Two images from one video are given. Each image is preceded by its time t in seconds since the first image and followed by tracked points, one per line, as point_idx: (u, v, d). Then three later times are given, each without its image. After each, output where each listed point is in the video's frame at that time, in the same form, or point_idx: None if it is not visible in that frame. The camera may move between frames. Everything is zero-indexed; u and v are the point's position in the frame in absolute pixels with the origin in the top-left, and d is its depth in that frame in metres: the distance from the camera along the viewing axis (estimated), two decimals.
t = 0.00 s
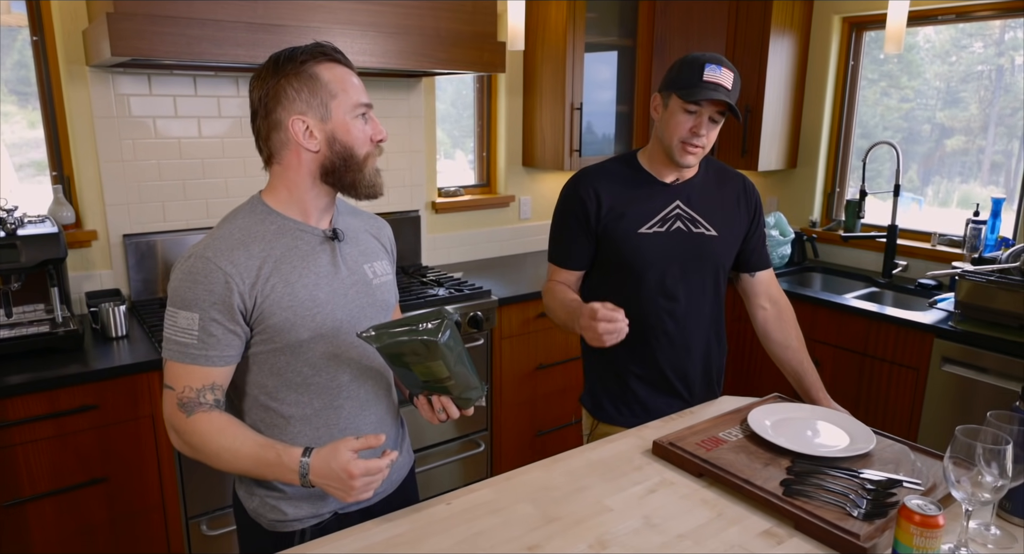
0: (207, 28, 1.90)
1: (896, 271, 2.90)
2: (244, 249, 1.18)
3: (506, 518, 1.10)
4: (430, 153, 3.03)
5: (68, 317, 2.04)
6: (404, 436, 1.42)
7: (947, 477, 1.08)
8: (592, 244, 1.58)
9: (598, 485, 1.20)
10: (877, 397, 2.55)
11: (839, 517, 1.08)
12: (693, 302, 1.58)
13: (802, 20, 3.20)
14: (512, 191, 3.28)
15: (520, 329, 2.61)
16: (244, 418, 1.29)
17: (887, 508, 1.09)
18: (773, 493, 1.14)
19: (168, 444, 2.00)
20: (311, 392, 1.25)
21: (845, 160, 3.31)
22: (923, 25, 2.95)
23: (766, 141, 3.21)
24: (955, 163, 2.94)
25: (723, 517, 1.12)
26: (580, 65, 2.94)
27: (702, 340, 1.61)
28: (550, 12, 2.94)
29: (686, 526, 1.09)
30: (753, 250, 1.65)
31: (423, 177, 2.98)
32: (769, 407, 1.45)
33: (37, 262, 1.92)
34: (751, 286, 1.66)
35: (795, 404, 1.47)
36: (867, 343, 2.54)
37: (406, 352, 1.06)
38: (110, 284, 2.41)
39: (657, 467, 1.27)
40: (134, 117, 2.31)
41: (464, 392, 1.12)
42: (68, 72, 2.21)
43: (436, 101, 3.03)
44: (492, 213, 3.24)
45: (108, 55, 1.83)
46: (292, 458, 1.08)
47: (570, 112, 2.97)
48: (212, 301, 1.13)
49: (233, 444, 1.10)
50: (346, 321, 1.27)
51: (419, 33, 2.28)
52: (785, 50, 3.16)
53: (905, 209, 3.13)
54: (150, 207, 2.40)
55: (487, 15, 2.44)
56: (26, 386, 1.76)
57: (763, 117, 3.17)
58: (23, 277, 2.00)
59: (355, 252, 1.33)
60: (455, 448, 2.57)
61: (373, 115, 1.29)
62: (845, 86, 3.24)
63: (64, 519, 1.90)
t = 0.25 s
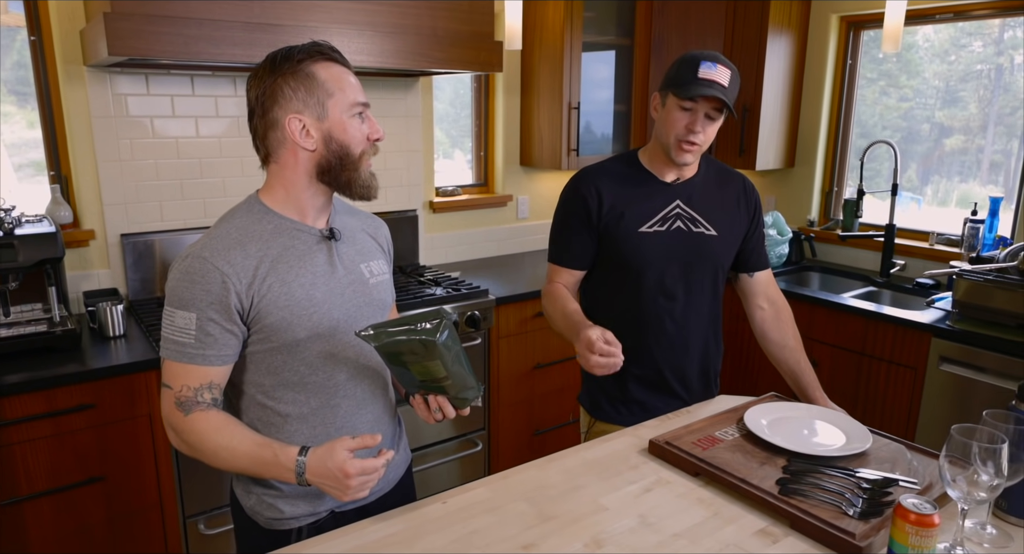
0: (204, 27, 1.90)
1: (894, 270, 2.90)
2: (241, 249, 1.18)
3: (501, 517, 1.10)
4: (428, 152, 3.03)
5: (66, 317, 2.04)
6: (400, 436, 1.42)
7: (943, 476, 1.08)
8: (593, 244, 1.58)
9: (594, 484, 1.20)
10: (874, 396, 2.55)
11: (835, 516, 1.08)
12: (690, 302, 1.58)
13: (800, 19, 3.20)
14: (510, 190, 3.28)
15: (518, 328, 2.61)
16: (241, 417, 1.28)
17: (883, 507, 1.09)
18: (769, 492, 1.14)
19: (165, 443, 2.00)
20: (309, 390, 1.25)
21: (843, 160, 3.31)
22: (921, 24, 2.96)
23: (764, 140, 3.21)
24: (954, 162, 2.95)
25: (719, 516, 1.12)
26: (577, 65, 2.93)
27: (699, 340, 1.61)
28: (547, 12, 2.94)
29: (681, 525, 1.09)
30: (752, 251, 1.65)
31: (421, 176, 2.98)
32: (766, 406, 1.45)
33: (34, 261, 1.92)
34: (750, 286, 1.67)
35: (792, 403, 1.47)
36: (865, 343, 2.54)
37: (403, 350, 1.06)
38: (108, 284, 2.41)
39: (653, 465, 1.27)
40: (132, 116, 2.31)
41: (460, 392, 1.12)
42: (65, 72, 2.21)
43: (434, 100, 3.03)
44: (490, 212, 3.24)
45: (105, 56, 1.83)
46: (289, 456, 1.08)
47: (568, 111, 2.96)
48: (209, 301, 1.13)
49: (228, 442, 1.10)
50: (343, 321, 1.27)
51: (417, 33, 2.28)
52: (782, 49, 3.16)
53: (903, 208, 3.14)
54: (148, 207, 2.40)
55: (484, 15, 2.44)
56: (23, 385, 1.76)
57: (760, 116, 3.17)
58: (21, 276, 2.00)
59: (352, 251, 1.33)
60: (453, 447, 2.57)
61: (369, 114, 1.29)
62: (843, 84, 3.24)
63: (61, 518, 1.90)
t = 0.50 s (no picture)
0: (202, 27, 1.90)
1: (893, 270, 2.90)
2: (240, 248, 1.18)
3: (498, 516, 1.10)
4: (427, 152, 3.02)
5: (65, 316, 2.04)
6: (398, 436, 1.42)
7: (941, 476, 1.07)
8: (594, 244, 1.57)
9: (592, 483, 1.20)
10: (874, 395, 2.55)
11: (833, 516, 1.08)
12: (690, 303, 1.58)
13: (799, 18, 3.20)
14: (509, 190, 3.28)
15: (517, 328, 2.61)
16: (238, 416, 1.28)
17: (881, 507, 1.09)
18: (767, 492, 1.14)
19: (164, 442, 2.00)
20: (307, 389, 1.25)
21: (843, 159, 3.31)
22: (922, 23, 2.95)
23: (763, 139, 3.20)
24: (955, 161, 2.94)
25: (716, 515, 1.12)
26: (576, 64, 2.93)
27: (699, 339, 1.60)
28: (546, 11, 2.94)
29: (678, 525, 1.09)
30: (754, 251, 1.65)
31: (419, 175, 2.98)
32: (765, 405, 1.45)
33: (33, 260, 1.92)
34: (751, 285, 1.66)
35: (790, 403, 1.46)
36: (864, 342, 2.54)
37: (399, 349, 1.06)
38: (108, 283, 2.41)
39: (650, 465, 1.27)
40: (131, 116, 2.31)
41: (458, 391, 1.12)
42: (64, 71, 2.21)
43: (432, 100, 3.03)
44: (488, 212, 3.24)
45: (104, 55, 1.82)
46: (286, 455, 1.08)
47: (567, 111, 2.96)
48: (207, 300, 1.13)
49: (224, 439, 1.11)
50: (341, 320, 1.26)
51: (415, 33, 2.28)
52: (782, 48, 3.16)
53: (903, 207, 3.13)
54: (146, 206, 2.40)
55: (483, 14, 2.44)
56: (23, 384, 1.76)
57: (760, 115, 3.17)
58: (20, 275, 2.00)
59: (351, 251, 1.33)
60: (451, 447, 2.57)
61: (368, 113, 1.29)
62: (843, 83, 3.24)
63: (60, 517, 1.90)
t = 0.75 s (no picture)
0: (202, 27, 1.90)
1: (895, 270, 2.89)
2: (240, 247, 1.18)
3: (497, 516, 1.10)
4: (427, 151, 3.02)
5: (65, 316, 2.04)
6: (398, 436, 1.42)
7: (941, 477, 1.07)
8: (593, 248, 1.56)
9: (591, 484, 1.20)
10: (875, 395, 2.54)
11: (833, 517, 1.07)
12: (687, 304, 1.57)
13: (800, 18, 3.20)
14: (510, 189, 3.28)
15: (517, 328, 2.61)
16: (238, 415, 1.28)
17: (881, 509, 1.09)
18: (766, 493, 1.14)
19: (164, 442, 2.00)
20: (307, 389, 1.25)
21: (844, 158, 3.30)
22: (924, 22, 2.95)
23: (764, 139, 3.20)
24: (958, 161, 2.93)
25: (716, 516, 1.12)
26: (577, 63, 2.93)
27: (698, 340, 1.60)
28: (546, 11, 2.94)
29: (678, 525, 1.09)
30: (755, 250, 1.64)
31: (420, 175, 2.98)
32: (765, 406, 1.44)
33: (34, 260, 1.92)
34: (752, 285, 1.66)
35: (791, 403, 1.46)
36: (865, 343, 2.54)
37: (398, 349, 1.06)
38: (108, 283, 2.41)
39: (650, 465, 1.27)
40: (131, 116, 2.31)
41: (457, 391, 1.12)
42: (65, 72, 2.21)
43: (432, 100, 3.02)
44: (488, 212, 3.24)
45: (105, 56, 1.83)
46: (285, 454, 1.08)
47: (567, 111, 2.96)
48: (207, 299, 1.13)
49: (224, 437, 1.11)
50: (341, 320, 1.26)
51: (415, 32, 2.28)
52: (782, 48, 3.16)
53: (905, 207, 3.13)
54: (146, 206, 2.40)
55: (483, 14, 2.44)
56: (24, 383, 1.76)
57: (761, 114, 3.16)
58: (21, 275, 2.00)
59: (351, 251, 1.33)
60: (452, 447, 2.57)
61: (369, 113, 1.28)
62: (844, 82, 3.23)
63: (61, 516, 1.90)
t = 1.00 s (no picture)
0: (203, 27, 1.90)
1: (898, 269, 2.88)
2: (240, 246, 1.18)
3: (496, 516, 1.10)
4: (428, 151, 3.02)
5: (68, 315, 2.04)
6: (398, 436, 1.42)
7: (943, 478, 1.06)
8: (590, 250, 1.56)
9: (591, 484, 1.20)
10: (878, 395, 2.53)
11: (833, 518, 1.07)
12: (684, 306, 1.57)
13: (803, 17, 3.19)
14: (511, 189, 3.27)
15: (518, 327, 2.61)
16: (238, 414, 1.28)
17: (882, 510, 1.08)
18: (767, 494, 1.13)
19: (166, 440, 2.00)
20: (307, 388, 1.25)
21: (847, 157, 3.29)
22: (928, 21, 2.93)
23: (766, 138, 3.19)
24: (963, 160, 2.92)
25: (716, 517, 1.11)
26: (578, 62, 2.92)
27: (696, 341, 1.60)
28: (548, 10, 2.94)
29: (677, 526, 1.08)
30: (753, 249, 1.63)
31: (421, 175, 2.98)
32: (766, 406, 1.44)
33: (37, 260, 1.92)
34: (750, 286, 1.65)
35: (791, 404, 1.46)
36: (868, 343, 2.53)
37: (398, 350, 1.06)
38: (111, 282, 2.42)
39: (650, 466, 1.27)
40: (134, 117, 2.31)
41: (457, 392, 1.11)
42: (68, 72, 2.22)
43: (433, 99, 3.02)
44: (490, 211, 3.23)
45: (106, 56, 1.83)
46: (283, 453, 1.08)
47: (569, 110, 2.96)
48: (207, 297, 1.13)
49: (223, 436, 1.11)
50: (341, 320, 1.26)
51: (416, 32, 2.28)
52: (785, 47, 3.15)
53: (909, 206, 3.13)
54: (148, 206, 2.40)
55: (485, 14, 2.43)
56: (27, 382, 1.76)
57: (763, 113, 3.15)
58: (23, 274, 2.00)
59: (352, 251, 1.33)
60: (453, 446, 2.56)
61: (368, 111, 1.28)
62: (847, 81, 3.22)
63: (64, 514, 1.90)
